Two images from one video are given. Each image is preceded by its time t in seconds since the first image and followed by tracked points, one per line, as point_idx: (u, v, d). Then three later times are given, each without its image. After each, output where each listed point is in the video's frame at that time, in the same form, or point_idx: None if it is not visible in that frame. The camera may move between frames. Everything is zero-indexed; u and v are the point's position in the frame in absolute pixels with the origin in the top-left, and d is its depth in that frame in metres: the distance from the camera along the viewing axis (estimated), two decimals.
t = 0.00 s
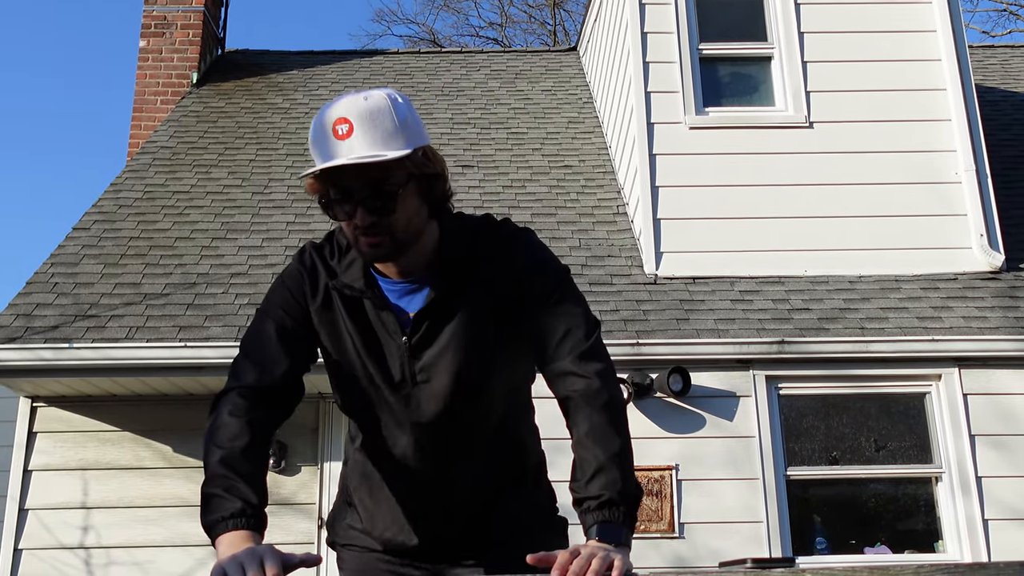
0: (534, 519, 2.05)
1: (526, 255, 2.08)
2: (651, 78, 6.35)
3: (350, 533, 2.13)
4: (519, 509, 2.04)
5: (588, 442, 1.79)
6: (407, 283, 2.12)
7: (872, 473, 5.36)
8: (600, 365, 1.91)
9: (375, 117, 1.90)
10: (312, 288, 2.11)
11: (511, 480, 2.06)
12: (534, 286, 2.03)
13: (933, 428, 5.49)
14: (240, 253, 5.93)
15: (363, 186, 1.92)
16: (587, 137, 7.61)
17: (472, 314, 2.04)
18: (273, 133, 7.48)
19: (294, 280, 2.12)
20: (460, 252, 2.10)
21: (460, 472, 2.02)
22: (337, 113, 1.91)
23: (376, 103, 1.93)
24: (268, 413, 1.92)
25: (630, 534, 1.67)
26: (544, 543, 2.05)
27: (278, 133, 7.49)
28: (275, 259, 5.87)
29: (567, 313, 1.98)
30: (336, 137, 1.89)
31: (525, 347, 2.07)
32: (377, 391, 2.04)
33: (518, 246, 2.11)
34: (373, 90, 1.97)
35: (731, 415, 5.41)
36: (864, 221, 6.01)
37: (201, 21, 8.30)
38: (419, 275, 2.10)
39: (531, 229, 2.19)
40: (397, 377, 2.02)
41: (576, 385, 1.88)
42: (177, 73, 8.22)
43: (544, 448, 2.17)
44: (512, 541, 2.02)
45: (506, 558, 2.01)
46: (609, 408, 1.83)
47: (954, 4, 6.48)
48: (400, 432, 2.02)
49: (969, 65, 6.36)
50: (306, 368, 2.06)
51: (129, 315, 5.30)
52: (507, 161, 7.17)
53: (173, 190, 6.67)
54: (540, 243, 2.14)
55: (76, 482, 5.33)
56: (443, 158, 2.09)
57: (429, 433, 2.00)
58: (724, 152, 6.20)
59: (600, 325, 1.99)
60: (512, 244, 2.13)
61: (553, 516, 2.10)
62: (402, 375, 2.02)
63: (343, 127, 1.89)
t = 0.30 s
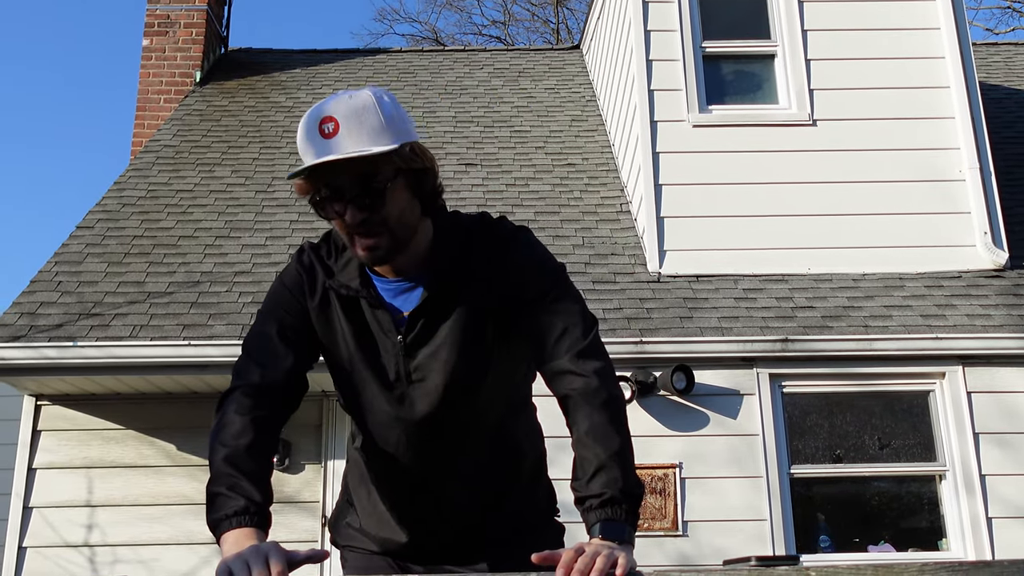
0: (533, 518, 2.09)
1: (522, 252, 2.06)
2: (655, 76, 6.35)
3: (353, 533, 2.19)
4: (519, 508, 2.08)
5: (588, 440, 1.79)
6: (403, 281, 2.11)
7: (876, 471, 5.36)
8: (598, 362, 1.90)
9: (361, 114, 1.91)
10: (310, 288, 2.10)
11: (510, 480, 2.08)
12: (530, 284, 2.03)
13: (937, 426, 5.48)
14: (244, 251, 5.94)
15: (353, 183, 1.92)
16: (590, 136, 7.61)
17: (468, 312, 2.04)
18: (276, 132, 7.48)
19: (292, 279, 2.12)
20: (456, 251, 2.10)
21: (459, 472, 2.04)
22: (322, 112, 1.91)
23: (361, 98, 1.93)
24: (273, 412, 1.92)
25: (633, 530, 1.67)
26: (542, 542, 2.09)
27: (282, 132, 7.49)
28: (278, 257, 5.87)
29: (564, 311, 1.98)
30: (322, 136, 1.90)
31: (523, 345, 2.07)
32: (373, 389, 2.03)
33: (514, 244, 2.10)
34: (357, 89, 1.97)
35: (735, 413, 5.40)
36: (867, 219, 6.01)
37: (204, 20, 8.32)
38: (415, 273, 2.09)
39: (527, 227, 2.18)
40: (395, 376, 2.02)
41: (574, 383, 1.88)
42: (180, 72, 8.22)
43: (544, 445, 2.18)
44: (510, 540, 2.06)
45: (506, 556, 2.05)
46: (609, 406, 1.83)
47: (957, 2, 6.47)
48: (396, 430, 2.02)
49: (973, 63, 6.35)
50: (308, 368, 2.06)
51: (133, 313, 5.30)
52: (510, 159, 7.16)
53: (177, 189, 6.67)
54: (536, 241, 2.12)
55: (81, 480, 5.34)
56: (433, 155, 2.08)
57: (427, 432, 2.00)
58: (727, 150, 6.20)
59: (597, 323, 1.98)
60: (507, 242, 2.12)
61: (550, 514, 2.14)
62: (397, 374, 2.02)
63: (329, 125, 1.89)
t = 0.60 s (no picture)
0: (541, 516, 2.09)
1: (524, 250, 2.06)
2: (659, 74, 6.35)
3: (359, 531, 2.20)
4: (525, 507, 2.08)
5: (592, 439, 1.78)
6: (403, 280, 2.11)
7: (879, 471, 5.36)
8: (601, 360, 1.90)
9: (348, 116, 1.91)
10: (311, 287, 2.11)
11: (516, 478, 2.08)
12: (533, 283, 2.03)
13: (941, 426, 5.47)
14: (248, 249, 5.94)
15: (343, 187, 1.90)
16: (594, 134, 7.60)
17: (471, 312, 2.04)
18: (280, 130, 7.48)
19: (294, 279, 2.12)
20: (458, 249, 2.10)
21: (464, 472, 2.04)
22: (308, 116, 1.90)
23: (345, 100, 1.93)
24: (277, 411, 1.92)
25: (637, 529, 1.67)
26: (548, 541, 2.08)
27: (285, 130, 7.49)
28: (282, 255, 5.87)
29: (567, 310, 1.98)
30: (309, 142, 1.89)
31: (525, 344, 2.07)
32: (375, 388, 2.03)
33: (515, 242, 2.10)
34: (341, 92, 1.98)
35: (739, 412, 5.40)
36: (871, 218, 6.00)
37: (208, 18, 8.34)
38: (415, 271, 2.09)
39: (528, 225, 2.17)
40: (398, 376, 2.01)
41: (577, 381, 1.89)
42: (184, 70, 8.23)
43: (550, 443, 2.18)
44: (516, 540, 2.06)
45: (513, 555, 2.05)
46: (613, 405, 1.83)
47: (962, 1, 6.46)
48: (400, 430, 2.01)
49: (977, 61, 6.34)
50: (310, 367, 2.06)
51: (137, 311, 5.31)
52: (514, 158, 7.16)
53: (181, 187, 6.68)
54: (536, 238, 2.12)
55: (85, 478, 5.35)
56: (422, 147, 2.07)
57: (431, 433, 2.00)
58: (731, 149, 6.20)
59: (600, 321, 1.98)
60: (509, 239, 2.12)
61: (557, 512, 2.14)
62: (400, 373, 2.01)
63: (316, 129, 1.89)
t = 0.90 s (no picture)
0: (545, 514, 2.10)
1: (526, 247, 2.04)
2: (662, 74, 6.35)
3: (363, 528, 2.22)
4: (529, 504, 2.09)
5: (595, 439, 1.79)
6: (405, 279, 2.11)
7: (882, 471, 5.35)
8: (603, 360, 1.89)
9: (355, 113, 1.90)
10: (314, 284, 2.11)
11: (519, 476, 2.09)
12: (534, 281, 2.01)
13: (944, 426, 5.47)
14: (251, 248, 5.94)
15: (346, 183, 1.90)
16: (597, 134, 7.60)
17: (472, 310, 2.03)
18: (283, 129, 7.49)
19: (297, 277, 2.12)
20: (460, 246, 2.08)
21: (467, 471, 2.04)
22: (314, 111, 1.90)
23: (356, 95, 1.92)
24: (281, 409, 1.93)
25: (639, 529, 1.68)
26: (551, 538, 2.09)
27: (289, 129, 7.49)
28: (285, 254, 5.88)
29: (569, 309, 1.96)
30: (315, 136, 1.89)
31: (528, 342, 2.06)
32: (378, 387, 2.03)
33: (517, 238, 2.08)
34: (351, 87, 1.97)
35: (741, 412, 5.40)
36: (874, 218, 6.00)
37: (212, 17, 8.34)
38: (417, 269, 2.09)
39: (530, 221, 2.15)
40: (401, 375, 2.02)
41: (581, 381, 1.88)
42: (188, 69, 8.23)
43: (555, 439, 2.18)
44: (519, 537, 2.07)
45: (516, 552, 2.07)
46: (616, 405, 1.83)
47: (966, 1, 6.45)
48: (403, 428, 2.02)
49: (981, 61, 6.33)
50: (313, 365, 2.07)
51: (141, 310, 5.31)
52: (517, 157, 7.16)
53: (184, 186, 6.68)
54: (537, 235, 2.10)
55: (88, 476, 5.35)
56: (428, 148, 2.06)
57: (433, 432, 2.00)
58: (735, 149, 6.20)
59: (602, 319, 1.97)
60: (510, 236, 2.10)
61: (562, 510, 2.14)
62: (400, 371, 2.02)
63: (323, 124, 1.88)
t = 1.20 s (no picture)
0: (548, 513, 2.10)
1: (524, 248, 2.06)
2: (666, 74, 6.35)
3: (364, 526, 2.24)
4: (530, 506, 2.09)
5: (597, 439, 1.79)
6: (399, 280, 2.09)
7: (885, 471, 5.35)
8: (603, 361, 1.90)
9: (352, 122, 1.90)
10: (313, 284, 2.11)
11: (521, 475, 2.08)
12: (533, 283, 2.01)
13: (948, 427, 5.46)
14: (255, 248, 5.94)
15: (341, 194, 1.90)
16: (601, 134, 7.60)
17: (472, 311, 2.03)
18: (287, 129, 7.49)
19: (296, 278, 2.12)
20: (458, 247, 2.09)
21: (468, 471, 2.04)
22: (312, 120, 1.91)
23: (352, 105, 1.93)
24: (283, 408, 1.93)
25: (643, 529, 1.68)
26: (553, 539, 2.09)
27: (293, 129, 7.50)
28: (289, 253, 5.88)
29: (569, 310, 1.97)
30: (312, 145, 1.89)
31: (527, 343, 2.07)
32: (378, 388, 2.03)
33: (516, 239, 2.09)
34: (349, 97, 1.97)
35: (745, 413, 5.39)
36: (878, 218, 6.00)
37: (216, 17, 8.35)
38: (411, 271, 2.08)
39: (527, 223, 2.16)
40: (401, 375, 2.01)
41: (582, 383, 1.88)
42: (192, 69, 8.24)
43: (558, 439, 2.18)
44: (521, 538, 2.07)
45: (519, 553, 2.07)
46: (618, 406, 1.83)
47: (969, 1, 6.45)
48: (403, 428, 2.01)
49: (985, 62, 6.33)
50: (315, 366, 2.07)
51: (145, 309, 5.32)
52: (520, 157, 7.16)
53: (189, 186, 6.69)
54: (535, 236, 2.11)
55: (92, 476, 5.36)
56: (423, 159, 2.07)
57: (433, 432, 2.01)
58: (738, 149, 6.19)
59: (602, 321, 1.97)
60: (508, 237, 2.10)
61: (564, 510, 2.15)
62: (400, 370, 2.02)
63: (320, 133, 1.89)
